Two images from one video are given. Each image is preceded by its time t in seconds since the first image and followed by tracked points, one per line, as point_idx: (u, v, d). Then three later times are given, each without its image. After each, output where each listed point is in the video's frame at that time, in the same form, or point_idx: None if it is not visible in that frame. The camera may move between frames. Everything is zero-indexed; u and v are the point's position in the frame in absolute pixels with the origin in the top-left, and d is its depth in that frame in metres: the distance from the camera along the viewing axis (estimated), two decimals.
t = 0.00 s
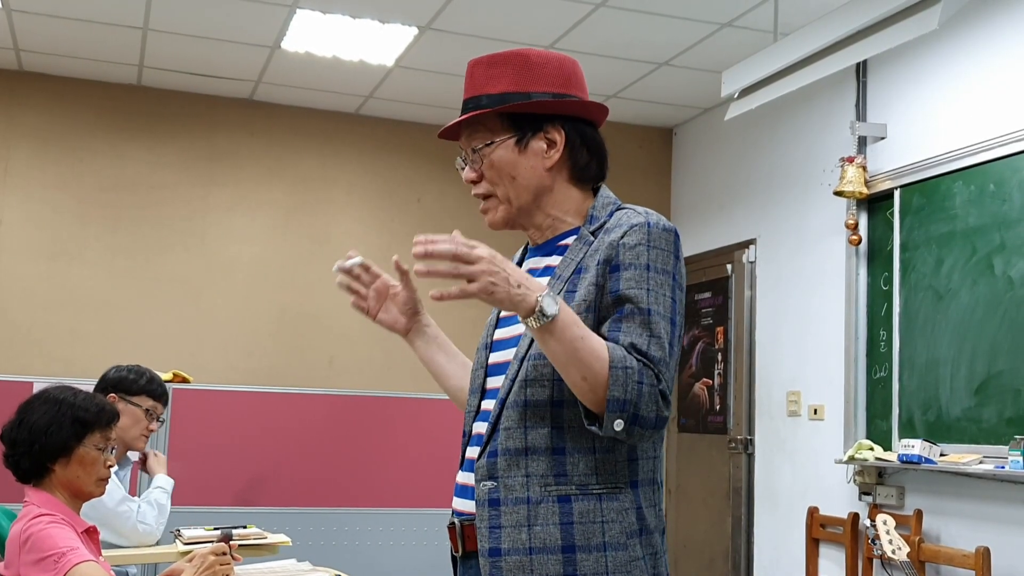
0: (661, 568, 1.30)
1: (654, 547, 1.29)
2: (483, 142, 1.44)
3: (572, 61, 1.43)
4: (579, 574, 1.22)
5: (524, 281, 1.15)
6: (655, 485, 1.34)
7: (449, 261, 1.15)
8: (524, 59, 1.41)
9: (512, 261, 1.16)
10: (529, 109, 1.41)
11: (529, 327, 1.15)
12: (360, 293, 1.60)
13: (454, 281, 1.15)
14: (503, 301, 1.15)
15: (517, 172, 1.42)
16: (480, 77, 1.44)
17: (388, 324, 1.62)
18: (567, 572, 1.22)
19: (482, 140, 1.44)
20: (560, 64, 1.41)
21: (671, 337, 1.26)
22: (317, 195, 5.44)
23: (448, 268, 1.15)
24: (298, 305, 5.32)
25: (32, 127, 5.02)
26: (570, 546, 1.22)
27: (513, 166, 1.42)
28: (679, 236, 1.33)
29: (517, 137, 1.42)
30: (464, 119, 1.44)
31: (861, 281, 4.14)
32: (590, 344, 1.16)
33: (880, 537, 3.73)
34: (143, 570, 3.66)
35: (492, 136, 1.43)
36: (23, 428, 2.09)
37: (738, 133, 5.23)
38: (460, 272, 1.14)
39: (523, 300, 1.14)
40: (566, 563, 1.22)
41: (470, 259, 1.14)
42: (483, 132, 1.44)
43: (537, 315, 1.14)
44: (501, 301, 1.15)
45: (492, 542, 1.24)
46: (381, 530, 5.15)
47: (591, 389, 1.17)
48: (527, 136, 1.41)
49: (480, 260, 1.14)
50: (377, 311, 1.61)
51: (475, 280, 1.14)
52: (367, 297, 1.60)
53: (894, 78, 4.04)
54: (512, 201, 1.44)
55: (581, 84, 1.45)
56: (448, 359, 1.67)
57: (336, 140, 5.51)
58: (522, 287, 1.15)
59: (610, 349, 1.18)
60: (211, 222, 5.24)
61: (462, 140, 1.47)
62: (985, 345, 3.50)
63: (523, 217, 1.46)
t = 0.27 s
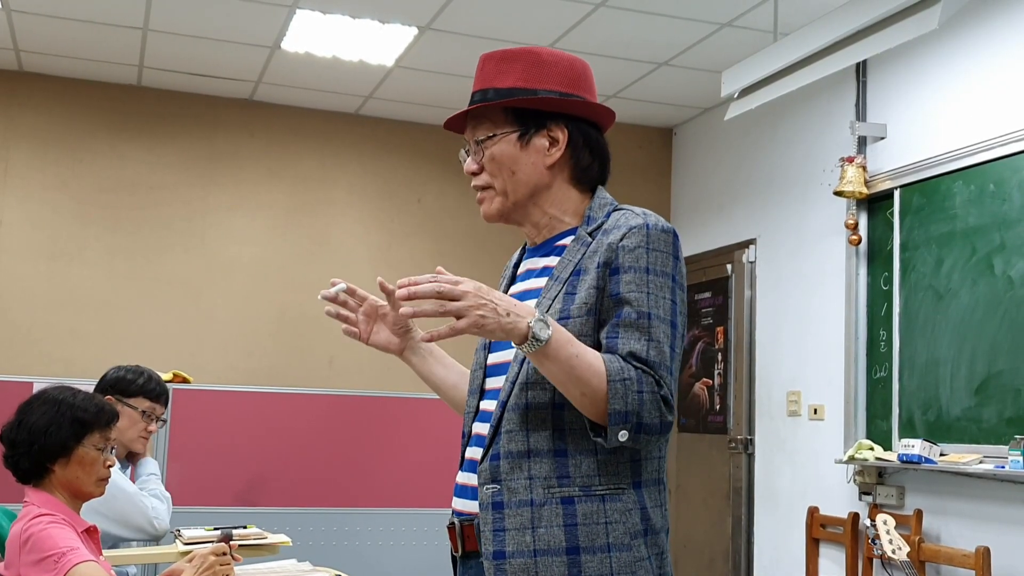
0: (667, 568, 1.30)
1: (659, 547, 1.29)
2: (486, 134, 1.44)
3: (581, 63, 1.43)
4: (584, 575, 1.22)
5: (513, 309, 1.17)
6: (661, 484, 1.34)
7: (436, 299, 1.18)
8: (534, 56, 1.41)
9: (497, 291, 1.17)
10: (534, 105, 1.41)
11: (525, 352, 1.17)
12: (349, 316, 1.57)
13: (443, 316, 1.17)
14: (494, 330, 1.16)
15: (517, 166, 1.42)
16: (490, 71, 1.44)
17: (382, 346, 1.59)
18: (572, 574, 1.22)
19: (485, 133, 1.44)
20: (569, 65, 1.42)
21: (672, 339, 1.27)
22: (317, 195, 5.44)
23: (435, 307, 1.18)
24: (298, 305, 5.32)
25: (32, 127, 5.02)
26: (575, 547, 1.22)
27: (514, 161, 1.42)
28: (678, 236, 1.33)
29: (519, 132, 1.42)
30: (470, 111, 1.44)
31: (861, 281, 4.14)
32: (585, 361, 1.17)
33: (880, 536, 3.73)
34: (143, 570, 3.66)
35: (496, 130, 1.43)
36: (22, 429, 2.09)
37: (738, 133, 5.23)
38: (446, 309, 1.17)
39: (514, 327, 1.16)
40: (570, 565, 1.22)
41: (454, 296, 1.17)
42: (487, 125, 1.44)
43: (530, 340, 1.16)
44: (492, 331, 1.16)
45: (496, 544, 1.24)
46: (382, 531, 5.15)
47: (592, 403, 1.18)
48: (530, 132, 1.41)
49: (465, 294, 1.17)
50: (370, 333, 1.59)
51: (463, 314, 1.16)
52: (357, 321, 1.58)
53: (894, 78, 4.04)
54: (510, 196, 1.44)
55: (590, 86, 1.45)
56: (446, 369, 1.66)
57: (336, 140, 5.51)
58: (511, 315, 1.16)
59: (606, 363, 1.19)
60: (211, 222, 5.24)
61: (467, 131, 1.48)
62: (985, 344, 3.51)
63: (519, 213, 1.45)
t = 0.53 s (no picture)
0: (665, 568, 1.30)
1: (658, 547, 1.29)
2: (488, 131, 1.44)
3: (585, 63, 1.43)
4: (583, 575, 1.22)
5: (508, 318, 1.17)
6: (659, 484, 1.34)
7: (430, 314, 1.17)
8: (539, 55, 1.41)
9: (491, 301, 1.17)
10: (538, 104, 1.41)
11: (524, 360, 1.17)
12: (344, 325, 1.52)
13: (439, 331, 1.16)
14: (491, 340, 1.16)
15: (519, 165, 1.42)
16: (493, 67, 1.43)
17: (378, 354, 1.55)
18: (571, 574, 1.22)
19: (488, 130, 1.44)
20: (573, 64, 1.42)
21: (671, 340, 1.27)
22: (316, 195, 5.44)
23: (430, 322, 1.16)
24: (298, 305, 5.32)
25: (32, 127, 5.02)
26: (574, 547, 1.22)
27: (516, 159, 1.42)
28: (678, 237, 1.33)
29: (522, 130, 1.42)
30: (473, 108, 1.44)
31: (861, 281, 4.14)
32: (583, 366, 1.18)
33: (879, 536, 3.73)
34: (143, 570, 3.66)
35: (499, 127, 1.43)
36: (21, 429, 2.09)
37: (737, 133, 5.23)
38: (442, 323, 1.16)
39: (512, 336, 1.16)
40: (570, 564, 1.22)
41: (449, 309, 1.16)
42: (490, 122, 1.44)
43: (528, 348, 1.16)
44: (490, 341, 1.16)
45: (496, 544, 1.24)
46: (382, 530, 5.15)
47: (591, 408, 1.19)
48: (533, 131, 1.41)
49: (461, 307, 1.16)
50: (365, 342, 1.54)
51: (460, 327, 1.16)
52: (352, 330, 1.53)
53: (894, 78, 4.04)
54: (510, 194, 1.44)
55: (593, 86, 1.45)
56: (444, 374, 1.67)
57: (336, 140, 5.51)
58: (507, 324, 1.16)
59: (604, 368, 1.19)
60: (210, 222, 5.24)
61: (469, 127, 1.47)
62: (984, 344, 3.51)
63: (519, 211, 1.45)
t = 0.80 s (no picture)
0: (665, 567, 1.30)
1: (658, 547, 1.29)
2: (488, 130, 1.44)
3: (585, 63, 1.43)
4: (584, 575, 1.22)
5: (506, 321, 1.17)
6: (659, 484, 1.34)
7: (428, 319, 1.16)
8: (539, 54, 1.40)
9: (489, 305, 1.17)
10: (538, 103, 1.41)
11: (523, 364, 1.17)
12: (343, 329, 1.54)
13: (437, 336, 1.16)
14: (490, 345, 1.15)
15: (519, 163, 1.41)
16: (493, 66, 1.43)
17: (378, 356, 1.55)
18: (571, 574, 1.21)
19: (487, 128, 1.43)
20: (572, 64, 1.41)
21: (671, 341, 1.27)
22: (316, 195, 5.44)
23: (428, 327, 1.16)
24: (297, 304, 5.32)
25: (32, 127, 5.02)
26: (574, 547, 1.22)
27: (515, 158, 1.41)
28: (677, 237, 1.33)
29: (522, 129, 1.41)
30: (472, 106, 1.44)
31: (860, 280, 4.13)
32: (582, 367, 1.17)
33: (879, 536, 3.74)
34: (142, 570, 3.66)
35: (498, 126, 1.43)
36: (19, 429, 2.09)
37: (737, 133, 5.23)
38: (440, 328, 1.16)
39: (511, 339, 1.15)
40: (570, 565, 1.21)
41: (447, 314, 1.16)
42: (490, 121, 1.44)
43: (527, 351, 1.15)
44: (488, 345, 1.15)
45: (495, 544, 1.24)
46: (381, 530, 5.15)
47: (590, 410, 1.19)
48: (533, 130, 1.41)
49: (459, 311, 1.16)
50: (364, 345, 1.55)
51: (458, 332, 1.15)
52: (350, 333, 1.54)
53: (893, 78, 4.04)
54: (510, 193, 1.44)
55: (592, 86, 1.45)
56: (442, 375, 1.67)
57: (336, 139, 5.51)
58: (506, 328, 1.16)
59: (603, 369, 1.19)
60: (210, 222, 5.24)
61: (469, 126, 1.47)
62: (984, 344, 3.51)
63: (518, 210, 1.45)
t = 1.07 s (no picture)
0: (663, 568, 1.31)
1: (656, 547, 1.29)
2: (487, 130, 1.44)
3: (584, 64, 1.43)
4: None
5: (502, 324, 1.16)
6: (656, 485, 1.34)
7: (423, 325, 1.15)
8: (539, 54, 1.40)
9: (485, 308, 1.16)
10: (537, 104, 1.41)
11: (520, 366, 1.17)
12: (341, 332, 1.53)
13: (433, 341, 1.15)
14: (486, 348, 1.15)
15: (517, 164, 1.42)
16: (492, 66, 1.43)
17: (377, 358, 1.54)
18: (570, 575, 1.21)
19: (486, 128, 1.44)
20: (572, 65, 1.41)
21: (669, 342, 1.28)
22: (315, 196, 5.44)
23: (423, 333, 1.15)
24: (297, 305, 5.32)
25: (31, 128, 5.02)
26: (573, 548, 1.22)
27: (514, 158, 1.42)
28: (675, 238, 1.33)
29: (520, 129, 1.42)
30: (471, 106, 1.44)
31: (860, 280, 4.13)
32: (579, 370, 1.17)
33: (879, 536, 3.74)
34: (142, 570, 3.66)
35: (497, 126, 1.43)
36: (18, 430, 2.09)
37: (736, 133, 5.23)
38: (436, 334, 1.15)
39: (507, 342, 1.15)
40: (568, 566, 1.21)
41: (442, 319, 1.15)
42: (489, 121, 1.44)
43: (524, 354, 1.15)
44: (484, 349, 1.15)
45: (493, 546, 1.23)
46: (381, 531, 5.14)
47: (587, 412, 1.19)
48: (532, 130, 1.41)
49: (454, 316, 1.15)
50: (361, 347, 1.54)
51: (454, 337, 1.15)
52: (348, 335, 1.53)
53: (893, 78, 4.04)
54: (508, 193, 1.44)
55: (591, 87, 1.45)
56: (441, 376, 1.67)
57: (335, 140, 5.51)
58: (502, 331, 1.15)
59: (600, 372, 1.19)
60: (209, 223, 5.24)
61: (467, 125, 1.47)
62: (984, 344, 3.51)
63: (517, 211, 1.45)
